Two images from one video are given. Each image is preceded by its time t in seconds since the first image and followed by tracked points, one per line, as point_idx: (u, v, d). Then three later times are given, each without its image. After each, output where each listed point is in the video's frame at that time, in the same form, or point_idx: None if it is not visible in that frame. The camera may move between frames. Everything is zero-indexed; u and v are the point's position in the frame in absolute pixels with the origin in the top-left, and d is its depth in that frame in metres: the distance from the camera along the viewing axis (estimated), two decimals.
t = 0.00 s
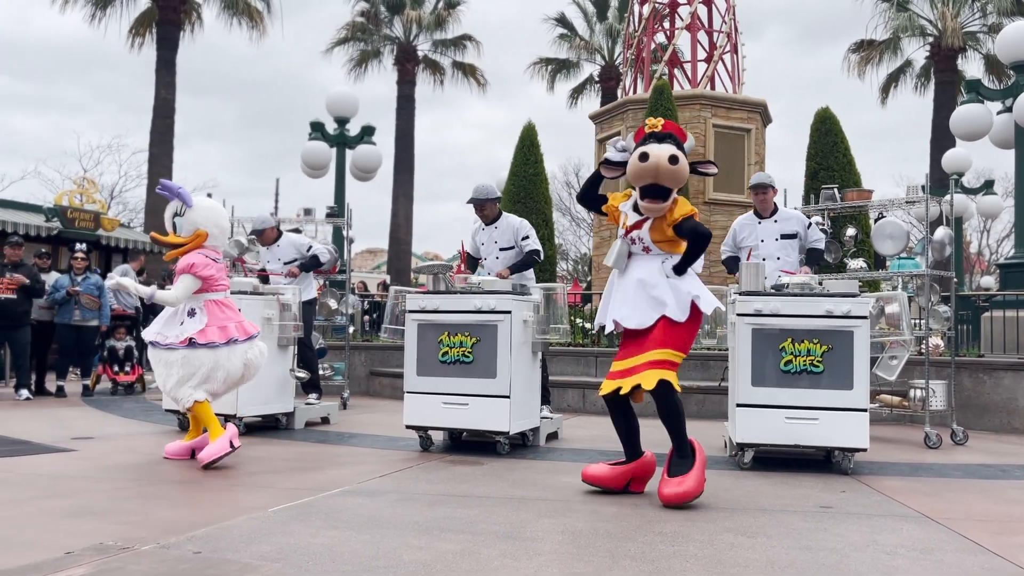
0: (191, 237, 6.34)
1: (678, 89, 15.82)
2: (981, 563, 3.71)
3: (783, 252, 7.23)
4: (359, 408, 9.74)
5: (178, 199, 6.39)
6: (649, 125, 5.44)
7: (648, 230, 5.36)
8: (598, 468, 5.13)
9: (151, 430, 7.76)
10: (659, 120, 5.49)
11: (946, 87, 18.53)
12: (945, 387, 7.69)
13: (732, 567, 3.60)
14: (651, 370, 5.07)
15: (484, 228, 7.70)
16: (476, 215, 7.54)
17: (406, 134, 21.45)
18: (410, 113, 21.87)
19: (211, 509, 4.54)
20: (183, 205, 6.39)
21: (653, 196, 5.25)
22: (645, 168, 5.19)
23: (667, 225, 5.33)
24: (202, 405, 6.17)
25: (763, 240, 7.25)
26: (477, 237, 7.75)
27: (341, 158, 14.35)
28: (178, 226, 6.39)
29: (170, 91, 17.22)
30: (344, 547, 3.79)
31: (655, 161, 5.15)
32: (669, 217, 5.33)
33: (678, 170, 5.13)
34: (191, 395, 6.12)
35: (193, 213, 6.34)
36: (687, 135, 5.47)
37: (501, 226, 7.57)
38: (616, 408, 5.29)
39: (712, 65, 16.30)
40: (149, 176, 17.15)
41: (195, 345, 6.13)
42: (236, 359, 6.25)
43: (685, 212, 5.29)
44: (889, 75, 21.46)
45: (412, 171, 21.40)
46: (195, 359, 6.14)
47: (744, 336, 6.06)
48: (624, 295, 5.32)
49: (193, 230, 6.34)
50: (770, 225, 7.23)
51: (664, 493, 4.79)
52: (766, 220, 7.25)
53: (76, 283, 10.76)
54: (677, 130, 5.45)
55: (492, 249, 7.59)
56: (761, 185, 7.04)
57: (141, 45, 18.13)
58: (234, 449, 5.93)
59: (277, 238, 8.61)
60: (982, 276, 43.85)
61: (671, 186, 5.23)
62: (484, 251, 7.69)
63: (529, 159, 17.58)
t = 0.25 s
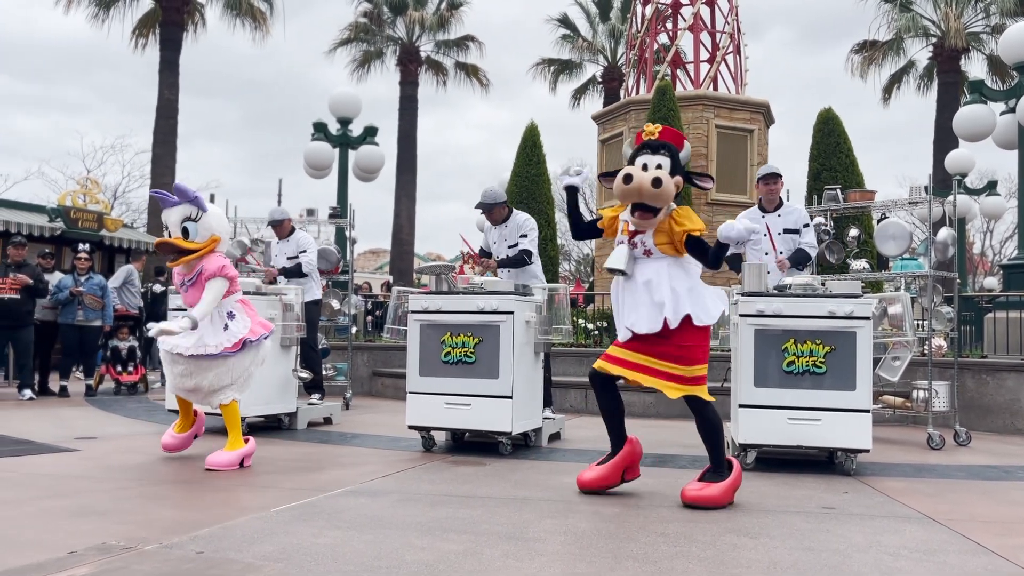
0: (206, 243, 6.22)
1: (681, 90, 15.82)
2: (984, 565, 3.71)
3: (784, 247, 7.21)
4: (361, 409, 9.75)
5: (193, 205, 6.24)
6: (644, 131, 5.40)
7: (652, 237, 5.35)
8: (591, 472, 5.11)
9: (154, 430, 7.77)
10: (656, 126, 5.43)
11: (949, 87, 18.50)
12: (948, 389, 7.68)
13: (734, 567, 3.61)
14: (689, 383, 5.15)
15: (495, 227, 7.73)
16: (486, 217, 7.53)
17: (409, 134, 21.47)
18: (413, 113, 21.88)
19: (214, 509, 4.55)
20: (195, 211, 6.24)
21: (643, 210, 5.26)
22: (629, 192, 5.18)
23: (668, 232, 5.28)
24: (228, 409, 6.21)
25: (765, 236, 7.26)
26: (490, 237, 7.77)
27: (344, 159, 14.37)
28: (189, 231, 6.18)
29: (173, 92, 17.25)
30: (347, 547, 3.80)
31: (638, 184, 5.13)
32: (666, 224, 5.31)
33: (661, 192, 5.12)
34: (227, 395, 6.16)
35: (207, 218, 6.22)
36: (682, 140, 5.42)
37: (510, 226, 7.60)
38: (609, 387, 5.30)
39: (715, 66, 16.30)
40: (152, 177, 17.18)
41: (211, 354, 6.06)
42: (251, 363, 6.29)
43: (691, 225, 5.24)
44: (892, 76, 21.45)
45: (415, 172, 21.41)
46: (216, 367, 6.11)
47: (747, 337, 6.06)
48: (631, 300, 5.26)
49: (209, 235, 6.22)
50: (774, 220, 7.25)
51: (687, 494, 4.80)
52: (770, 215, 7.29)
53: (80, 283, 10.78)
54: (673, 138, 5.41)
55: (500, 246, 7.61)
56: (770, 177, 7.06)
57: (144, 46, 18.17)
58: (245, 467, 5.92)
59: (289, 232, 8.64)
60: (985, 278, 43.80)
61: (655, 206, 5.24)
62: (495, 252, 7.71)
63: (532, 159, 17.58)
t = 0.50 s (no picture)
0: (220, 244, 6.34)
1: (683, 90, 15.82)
2: (986, 566, 3.71)
3: (797, 258, 7.22)
4: (363, 409, 9.75)
5: (202, 205, 6.28)
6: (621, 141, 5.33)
7: (666, 239, 5.27)
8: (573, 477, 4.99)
9: (156, 430, 7.77)
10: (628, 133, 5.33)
11: (951, 88, 18.50)
12: (950, 390, 7.67)
13: (735, 568, 3.60)
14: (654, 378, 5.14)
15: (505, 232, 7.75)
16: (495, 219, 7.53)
17: (411, 135, 21.48)
18: (414, 114, 21.89)
19: (216, 509, 4.55)
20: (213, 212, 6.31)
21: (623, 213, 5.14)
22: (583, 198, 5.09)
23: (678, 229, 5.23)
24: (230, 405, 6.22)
25: (777, 245, 7.26)
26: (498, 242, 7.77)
27: (345, 159, 14.37)
28: (206, 232, 6.27)
29: (175, 92, 17.27)
30: (348, 548, 3.80)
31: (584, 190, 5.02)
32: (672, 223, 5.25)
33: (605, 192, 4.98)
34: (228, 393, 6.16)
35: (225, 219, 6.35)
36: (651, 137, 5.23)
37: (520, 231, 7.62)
38: (591, 405, 5.27)
39: (717, 67, 16.30)
40: (154, 177, 17.19)
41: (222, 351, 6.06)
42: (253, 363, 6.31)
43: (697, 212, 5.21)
44: (893, 77, 21.45)
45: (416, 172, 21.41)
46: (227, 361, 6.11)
47: (748, 337, 6.06)
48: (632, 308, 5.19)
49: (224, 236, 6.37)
50: (786, 230, 7.25)
51: (682, 497, 4.77)
52: (782, 224, 7.28)
53: (82, 283, 10.79)
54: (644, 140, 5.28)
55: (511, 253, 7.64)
56: (782, 188, 7.07)
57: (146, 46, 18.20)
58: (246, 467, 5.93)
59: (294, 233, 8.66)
60: (987, 279, 43.76)
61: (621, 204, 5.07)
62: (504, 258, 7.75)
63: (533, 160, 17.59)
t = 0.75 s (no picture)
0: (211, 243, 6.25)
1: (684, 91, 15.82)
2: (986, 567, 3.70)
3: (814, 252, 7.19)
4: (363, 409, 9.75)
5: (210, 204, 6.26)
6: (639, 127, 5.27)
7: (668, 232, 5.33)
8: (572, 475, 4.97)
9: (157, 430, 7.77)
10: (650, 122, 5.32)
11: (952, 89, 18.49)
12: (950, 391, 7.67)
13: (736, 569, 3.60)
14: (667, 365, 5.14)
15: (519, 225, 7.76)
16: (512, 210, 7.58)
17: (412, 135, 21.48)
18: (415, 114, 21.89)
19: (217, 509, 4.55)
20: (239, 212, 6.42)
21: (644, 207, 5.16)
22: (633, 187, 5.02)
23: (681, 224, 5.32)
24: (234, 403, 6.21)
25: (795, 239, 7.23)
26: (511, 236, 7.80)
27: (346, 160, 14.38)
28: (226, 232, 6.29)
29: (176, 92, 17.27)
30: (348, 548, 3.80)
31: (643, 180, 5.00)
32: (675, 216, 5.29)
33: (668, 185, 4.98)
34: (230, 393, 6.14)
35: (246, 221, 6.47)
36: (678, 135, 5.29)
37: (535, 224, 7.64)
38: (596, 398, 5.23)
39: (718, 68, 16.30)
40: (155, 177, 17.19)
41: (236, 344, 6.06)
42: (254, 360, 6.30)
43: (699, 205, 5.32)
44: (894, 78, 21.44)
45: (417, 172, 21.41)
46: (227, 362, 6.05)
47: (749, 338, 6.05)
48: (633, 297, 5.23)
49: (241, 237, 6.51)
50: (805, 224, 7.24)
51: (692, 495, 4.80)
52: (800, 218, 7.26)
53: (82, 284, 10.78)
54: (668, 133, 5.28)
55: (526, 245, 7.65)
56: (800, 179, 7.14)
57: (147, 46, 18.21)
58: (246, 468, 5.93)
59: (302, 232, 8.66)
60: (988, 280, 43.71)
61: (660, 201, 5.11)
62: (518, 249, 7.75)
63: (534, 160, 17.59)
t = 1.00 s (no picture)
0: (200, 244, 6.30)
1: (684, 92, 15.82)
2: (986, 568, 3.70)
3: (825, 258, 7.25)
4: (363, 410, 9.75)
5: (216, 208, 6.25)
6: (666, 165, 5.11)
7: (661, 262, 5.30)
8: (569, 478, 4.97)
9: (157, 431, 7.77)
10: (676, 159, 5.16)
11: (952, 90, 18.49)
12: (951, 392, 7.66)
13: (736, 570, 3.60)
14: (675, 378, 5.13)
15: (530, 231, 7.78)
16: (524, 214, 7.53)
17: (412, 136, 21.49)
18: (416, 115, 21.89)
19: (216, 509, 4.55)
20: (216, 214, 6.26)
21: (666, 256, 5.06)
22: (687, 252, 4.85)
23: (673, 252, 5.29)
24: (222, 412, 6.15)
25: (809, 243, 7.27)
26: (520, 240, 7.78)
27: (346, 160, 14.38)
28: (211, 234, 6.26)
29: (176, 92, 17.28)
30: (348, 548, 3.80)
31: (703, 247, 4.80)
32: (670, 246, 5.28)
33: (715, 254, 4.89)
34: (216, 398, 6.02)
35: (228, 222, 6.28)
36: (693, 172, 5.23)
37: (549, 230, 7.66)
38: (596, 406, 5.18)
39: (718, 68, 16.30)
40: (156, 178, 17.20)
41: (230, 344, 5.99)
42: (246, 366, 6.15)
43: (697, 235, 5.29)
44: (895, 79, 21.45)
45: (417, 173, 21.41)
46: (208, 363, 5.95)
47: (749, 339, 6.05)
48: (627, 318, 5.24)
49: (229, 238, 6.37)
50: (820, 229, 7.27)
51: (694, 495, 4.81)
52: (815, 223, 7.29)
53: (82, 284, 10.78)
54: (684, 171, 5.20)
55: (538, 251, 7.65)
56: (814, 183, 7.08)
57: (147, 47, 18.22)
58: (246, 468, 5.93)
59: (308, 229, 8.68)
60: (988, 281, 43.72)
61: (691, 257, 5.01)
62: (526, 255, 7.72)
63: (534, 161, 17.59)
